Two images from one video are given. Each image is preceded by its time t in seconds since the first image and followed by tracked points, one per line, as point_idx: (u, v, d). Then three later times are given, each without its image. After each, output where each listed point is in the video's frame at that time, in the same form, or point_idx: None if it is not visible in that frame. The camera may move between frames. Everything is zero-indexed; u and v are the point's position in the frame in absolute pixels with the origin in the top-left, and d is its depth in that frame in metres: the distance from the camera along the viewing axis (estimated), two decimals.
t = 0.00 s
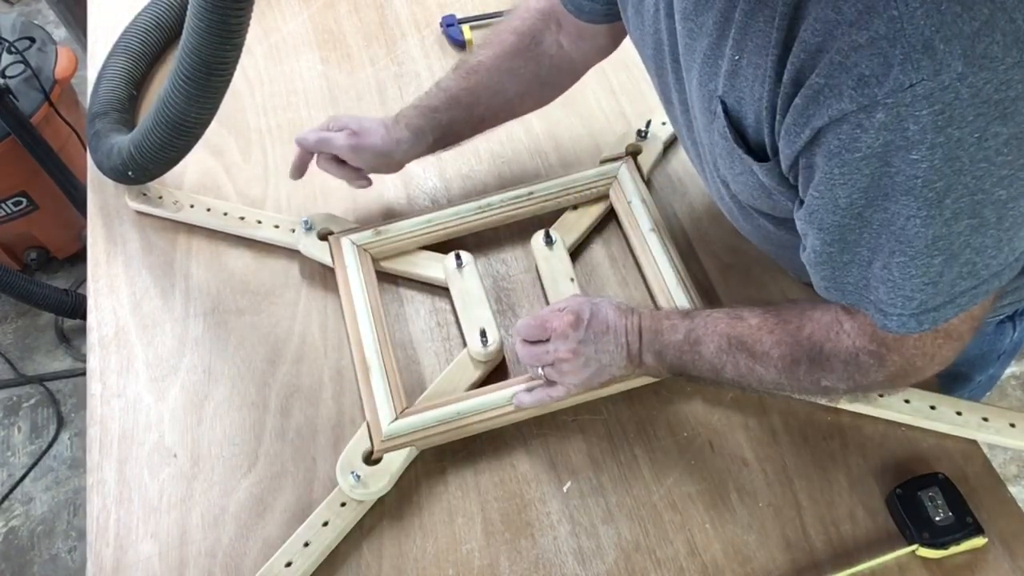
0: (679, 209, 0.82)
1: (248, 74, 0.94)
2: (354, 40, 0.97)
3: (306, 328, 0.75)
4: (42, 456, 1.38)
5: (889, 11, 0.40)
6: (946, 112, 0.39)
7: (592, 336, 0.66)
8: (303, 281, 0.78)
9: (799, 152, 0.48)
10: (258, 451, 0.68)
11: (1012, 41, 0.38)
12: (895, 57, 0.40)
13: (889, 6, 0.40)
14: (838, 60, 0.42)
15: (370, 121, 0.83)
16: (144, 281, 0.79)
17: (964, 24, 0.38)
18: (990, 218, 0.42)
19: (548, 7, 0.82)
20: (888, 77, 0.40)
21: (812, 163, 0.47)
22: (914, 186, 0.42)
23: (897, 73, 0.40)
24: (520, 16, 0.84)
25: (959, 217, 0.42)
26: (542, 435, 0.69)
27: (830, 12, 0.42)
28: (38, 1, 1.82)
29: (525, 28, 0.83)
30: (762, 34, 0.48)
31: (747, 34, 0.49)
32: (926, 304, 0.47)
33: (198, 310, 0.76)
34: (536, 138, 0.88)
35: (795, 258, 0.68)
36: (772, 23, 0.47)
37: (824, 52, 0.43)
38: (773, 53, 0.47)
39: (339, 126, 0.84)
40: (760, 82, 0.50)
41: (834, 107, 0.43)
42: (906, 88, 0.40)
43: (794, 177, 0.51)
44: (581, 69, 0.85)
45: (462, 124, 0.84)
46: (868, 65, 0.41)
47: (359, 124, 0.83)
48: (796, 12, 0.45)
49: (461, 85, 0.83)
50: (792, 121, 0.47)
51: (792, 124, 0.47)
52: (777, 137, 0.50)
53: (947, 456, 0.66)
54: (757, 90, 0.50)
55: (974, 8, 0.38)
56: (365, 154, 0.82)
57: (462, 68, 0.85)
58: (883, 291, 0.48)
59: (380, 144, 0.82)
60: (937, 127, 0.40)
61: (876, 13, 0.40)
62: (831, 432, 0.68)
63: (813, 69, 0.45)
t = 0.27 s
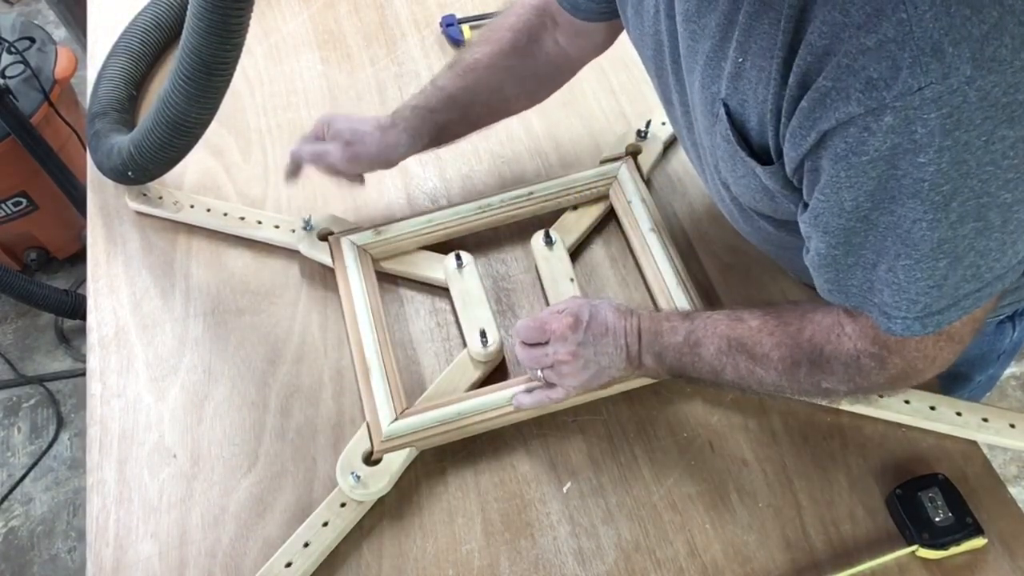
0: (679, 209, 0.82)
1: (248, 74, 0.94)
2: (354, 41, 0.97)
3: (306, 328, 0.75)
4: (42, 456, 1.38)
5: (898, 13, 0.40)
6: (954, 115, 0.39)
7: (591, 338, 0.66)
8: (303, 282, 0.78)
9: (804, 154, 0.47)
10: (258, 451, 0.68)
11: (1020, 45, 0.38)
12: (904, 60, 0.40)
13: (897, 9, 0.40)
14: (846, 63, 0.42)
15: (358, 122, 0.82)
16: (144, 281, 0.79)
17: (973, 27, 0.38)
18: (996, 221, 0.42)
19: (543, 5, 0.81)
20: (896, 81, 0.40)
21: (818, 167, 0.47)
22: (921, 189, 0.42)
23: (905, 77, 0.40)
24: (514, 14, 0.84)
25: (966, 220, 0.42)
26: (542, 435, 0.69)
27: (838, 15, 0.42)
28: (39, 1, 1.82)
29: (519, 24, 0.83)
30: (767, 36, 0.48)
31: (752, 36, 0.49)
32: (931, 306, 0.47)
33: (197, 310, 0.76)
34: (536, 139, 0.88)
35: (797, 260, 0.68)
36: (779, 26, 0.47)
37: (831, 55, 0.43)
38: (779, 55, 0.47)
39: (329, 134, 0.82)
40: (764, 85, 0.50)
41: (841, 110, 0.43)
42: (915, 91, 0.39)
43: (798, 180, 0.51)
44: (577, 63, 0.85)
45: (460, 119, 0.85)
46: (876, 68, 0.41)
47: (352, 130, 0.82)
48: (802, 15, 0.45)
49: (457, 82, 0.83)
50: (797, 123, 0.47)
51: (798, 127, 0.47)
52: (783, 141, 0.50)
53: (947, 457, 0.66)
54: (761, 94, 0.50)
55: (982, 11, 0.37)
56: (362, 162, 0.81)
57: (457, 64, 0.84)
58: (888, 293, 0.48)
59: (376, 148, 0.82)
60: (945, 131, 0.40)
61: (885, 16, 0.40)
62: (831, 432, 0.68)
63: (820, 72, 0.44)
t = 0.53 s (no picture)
0: (678, 209, 0.82)
1: (248, 74, 0.94)
2: (354, 41, 0.97)
3: (306, 328, 0.75)
4: (42, 456, 1.38)
5: (918, 31, 0.39)
6: (968, 133, 0.39)
7: (569, 325, 0.64)
8: (303, 282, 0.78)
9: (816, 162, 0.48)
10: (258, 451, 0.68)
11: None
12: (921, 77, 0.39)
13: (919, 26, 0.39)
14: (864, 76, 0.42)
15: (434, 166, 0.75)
16: (144, 281, 0.79)
17: (992, 47, 0.37)
18: (1001, 236, 0.42)
19: None
20: (912, 97, 0.40)
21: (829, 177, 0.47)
22: (930, 203, 0.42)
23: (921, 93, 0.39)
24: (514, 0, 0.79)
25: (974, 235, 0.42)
26: (542, 435, 0.69)
27: (855, 29, 0.42)
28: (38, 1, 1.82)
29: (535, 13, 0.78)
30: (783, 45, 0.48)
31: (766, 44, 0.49)
32: (933, 318, 0.47)
33: (198, 310, 0.76)
34: (537, 138, 0.88)
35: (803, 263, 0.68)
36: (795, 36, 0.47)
37: (849, 67, 0.43)
38: (795, 65, 0.47)
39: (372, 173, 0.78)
40: (778, 93, 0.50)
41: (856, 122, 0.43)
42: (930, 109, 0.39)
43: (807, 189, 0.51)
44: (583, 38, 0.82)
45: (506, 119, 0.81)
46: (893, 84, 0.41)
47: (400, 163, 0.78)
48: (818, 27, 0.45)
49: (491, 82, 0.78)
50: (811, 131, 0.47)
51: (811, 136, 0.47)
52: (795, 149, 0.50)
53: (946, 456, 0.66)
54: (776, 102, 0.50)
55: (1003, 30, 0.37)
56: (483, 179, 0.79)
57: (489, 64, 0.78)
58: (891, 303, 0.48)
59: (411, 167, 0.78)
60: (958, 148, 0.39)
61: (903, 33, 0.40)
62: (831, 431, 0.67)
63: (836, 85, 0.45)
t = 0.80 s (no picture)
0: (678, 210, 0.82)
1: (248, 74, 0.94)
2: (354, 41, 0.97)
3: (306, 329, 0.75)
4: (42, 456, 1.38)
5: (966, 67, 0.38)
6: (1009, 168, 0.39)
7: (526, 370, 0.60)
8: (303, 282, 0.78)
9: (849, 188, 0.47)
10: (258, 451, 0.68)
11: None
12: (966, 113, 0.39)
13: (966, 62, 0.38)
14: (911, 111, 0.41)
15: (415, 257, 0.70)
16: (144, 281, 0.79)
17: None
18: None
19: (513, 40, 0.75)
20: (957, 132, 0.39)
21: (857, 202, 0.47)
22: (961, 237, 0.41)
23: (967, 129, 0.39)
24: (476, 52, 0.78)
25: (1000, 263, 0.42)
26: (542, 434, 0.68)
27: (898, 64, 0.41)
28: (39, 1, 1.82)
29: (500, 65, 0.76)
30: (820, 75, 0.46)
31: (799, 74, 0.47)
32: (943, 332, 0.46)
33: (198, 310, 0.76)
34: (537, 138, 0.88)
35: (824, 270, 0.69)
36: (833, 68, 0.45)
37: (893, 101, 0.42)
38: (833, 97, 0.46)
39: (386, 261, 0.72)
40: (811, 123, 0.48)
41: (896, 154, 0.43)
42: (974, 144, 0.39)
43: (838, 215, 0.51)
44: (555, 82, 0.80)
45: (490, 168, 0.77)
46: (937, 117, 0.40)
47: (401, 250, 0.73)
48: (858, 58, 0.44)
49: (464, 143, 0.76)
50: (851, 162, 0.46)
51: (848, 162, 0.46)
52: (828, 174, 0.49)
53: (947, 457, 0.66)
54: (807, 131, 0.49)
55: None
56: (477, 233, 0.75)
57: (458, 126, 0.76)
58: (897, 321, 0.47)
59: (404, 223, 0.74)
60: (997, 181, 0.39)
61: (952, 68, 0.39)
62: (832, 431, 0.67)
63: (878, 117, 0.44)
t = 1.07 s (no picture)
0: (679, 209, 0.82)
1: (248, 74, 0.94)
2: (355, 41, 0.97)
3: (306, 329, 0.75)
4: (42, 456, 1.38)
5: (985, 117, 0.39)
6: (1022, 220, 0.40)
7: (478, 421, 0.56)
8: (302, 282, 0.78)
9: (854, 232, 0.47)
10: (258, 451, 0.68)
11: None
12: (985, 164, 0.40)
13: (985, 112, 0.39)
14: (925, 158, 0.42)
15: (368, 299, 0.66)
16: (143, 281, 0.79)
17: None
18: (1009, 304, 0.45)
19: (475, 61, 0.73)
20: (973, 183, 0.40)
21: (859, 246, 0.46)
22: (966, 283, 0.42)
23: (985, 179, 0.40)
24: (427, 82, 0.74)
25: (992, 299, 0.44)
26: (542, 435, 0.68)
27: (915, 112, 0.42)
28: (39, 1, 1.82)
29: (463, 93, 0.73)
30: (831, 116, 0.47)
31: (814, 111, 0.48)
32: (921, 366, 0.47)
33: (197, 311, 0.76)
34: (536, 138, 0.88)
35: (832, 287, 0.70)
36: (848, 110, 0.46)
37: (907, 148, 0.43)
38: (844, 140, 0.46)
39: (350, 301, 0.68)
40: (821, 164, 0.49)
41: (906, 202, 0.43)
42: (992, 195, 0.40)
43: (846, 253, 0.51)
44: (507, 114, 0.78)
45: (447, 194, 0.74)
46: (955, 166, 0.41)
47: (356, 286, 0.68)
48: (873, 103, 0.44)
49: (416, 178, 0.72)
50: (858, 205, 0.46)
51: (858, 204, 0.46)
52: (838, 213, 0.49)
53: (947, 457, 0.66)
54: (819, 169, 0.49)
55: None
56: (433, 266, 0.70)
57: (411, 159, 0.72)
58: (880, 354, 0.47)
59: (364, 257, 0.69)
60: (1010, 233, 0.41)
61: (971, 118, 0.40)
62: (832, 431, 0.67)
63: (889, 162, 0.44)
